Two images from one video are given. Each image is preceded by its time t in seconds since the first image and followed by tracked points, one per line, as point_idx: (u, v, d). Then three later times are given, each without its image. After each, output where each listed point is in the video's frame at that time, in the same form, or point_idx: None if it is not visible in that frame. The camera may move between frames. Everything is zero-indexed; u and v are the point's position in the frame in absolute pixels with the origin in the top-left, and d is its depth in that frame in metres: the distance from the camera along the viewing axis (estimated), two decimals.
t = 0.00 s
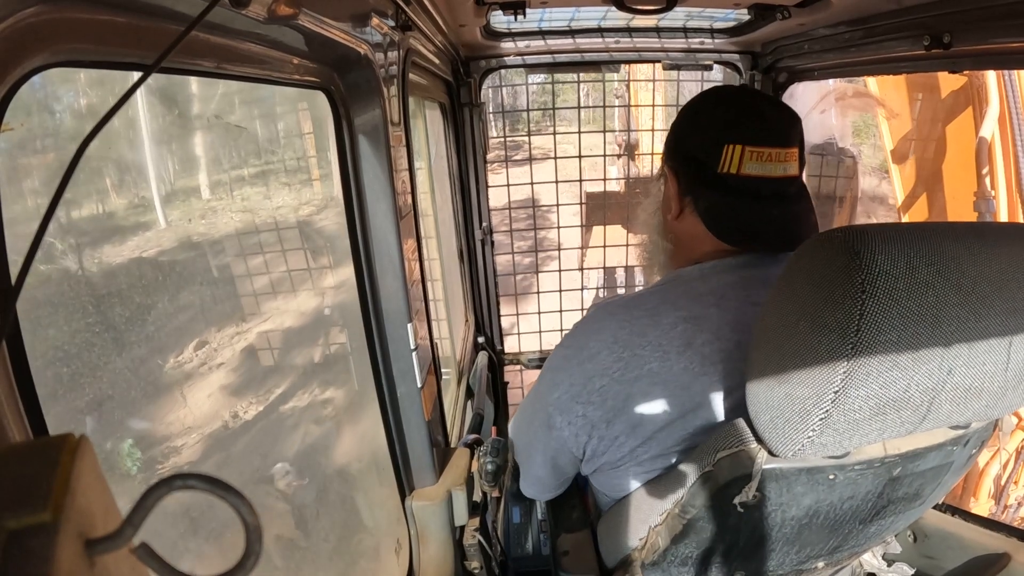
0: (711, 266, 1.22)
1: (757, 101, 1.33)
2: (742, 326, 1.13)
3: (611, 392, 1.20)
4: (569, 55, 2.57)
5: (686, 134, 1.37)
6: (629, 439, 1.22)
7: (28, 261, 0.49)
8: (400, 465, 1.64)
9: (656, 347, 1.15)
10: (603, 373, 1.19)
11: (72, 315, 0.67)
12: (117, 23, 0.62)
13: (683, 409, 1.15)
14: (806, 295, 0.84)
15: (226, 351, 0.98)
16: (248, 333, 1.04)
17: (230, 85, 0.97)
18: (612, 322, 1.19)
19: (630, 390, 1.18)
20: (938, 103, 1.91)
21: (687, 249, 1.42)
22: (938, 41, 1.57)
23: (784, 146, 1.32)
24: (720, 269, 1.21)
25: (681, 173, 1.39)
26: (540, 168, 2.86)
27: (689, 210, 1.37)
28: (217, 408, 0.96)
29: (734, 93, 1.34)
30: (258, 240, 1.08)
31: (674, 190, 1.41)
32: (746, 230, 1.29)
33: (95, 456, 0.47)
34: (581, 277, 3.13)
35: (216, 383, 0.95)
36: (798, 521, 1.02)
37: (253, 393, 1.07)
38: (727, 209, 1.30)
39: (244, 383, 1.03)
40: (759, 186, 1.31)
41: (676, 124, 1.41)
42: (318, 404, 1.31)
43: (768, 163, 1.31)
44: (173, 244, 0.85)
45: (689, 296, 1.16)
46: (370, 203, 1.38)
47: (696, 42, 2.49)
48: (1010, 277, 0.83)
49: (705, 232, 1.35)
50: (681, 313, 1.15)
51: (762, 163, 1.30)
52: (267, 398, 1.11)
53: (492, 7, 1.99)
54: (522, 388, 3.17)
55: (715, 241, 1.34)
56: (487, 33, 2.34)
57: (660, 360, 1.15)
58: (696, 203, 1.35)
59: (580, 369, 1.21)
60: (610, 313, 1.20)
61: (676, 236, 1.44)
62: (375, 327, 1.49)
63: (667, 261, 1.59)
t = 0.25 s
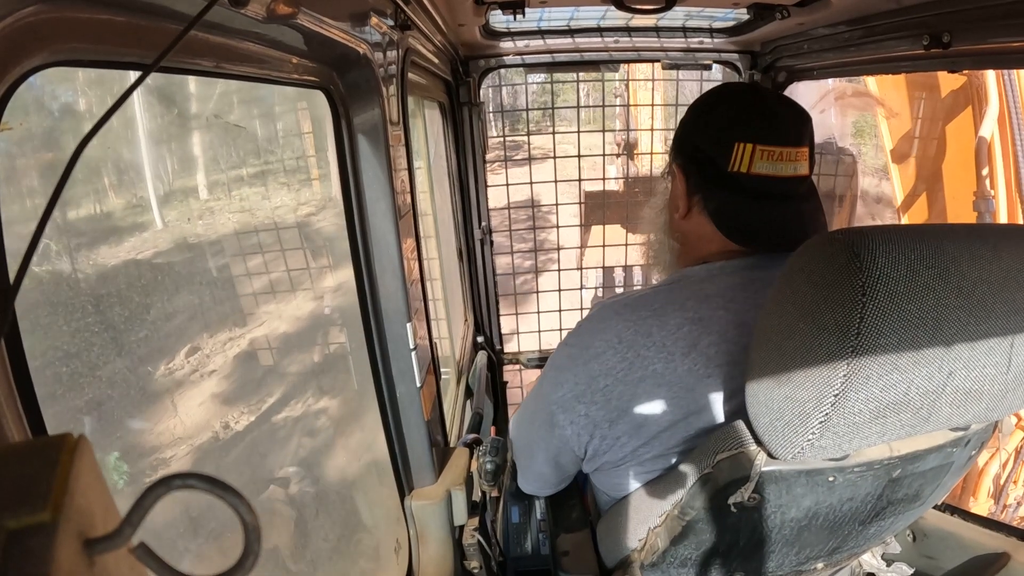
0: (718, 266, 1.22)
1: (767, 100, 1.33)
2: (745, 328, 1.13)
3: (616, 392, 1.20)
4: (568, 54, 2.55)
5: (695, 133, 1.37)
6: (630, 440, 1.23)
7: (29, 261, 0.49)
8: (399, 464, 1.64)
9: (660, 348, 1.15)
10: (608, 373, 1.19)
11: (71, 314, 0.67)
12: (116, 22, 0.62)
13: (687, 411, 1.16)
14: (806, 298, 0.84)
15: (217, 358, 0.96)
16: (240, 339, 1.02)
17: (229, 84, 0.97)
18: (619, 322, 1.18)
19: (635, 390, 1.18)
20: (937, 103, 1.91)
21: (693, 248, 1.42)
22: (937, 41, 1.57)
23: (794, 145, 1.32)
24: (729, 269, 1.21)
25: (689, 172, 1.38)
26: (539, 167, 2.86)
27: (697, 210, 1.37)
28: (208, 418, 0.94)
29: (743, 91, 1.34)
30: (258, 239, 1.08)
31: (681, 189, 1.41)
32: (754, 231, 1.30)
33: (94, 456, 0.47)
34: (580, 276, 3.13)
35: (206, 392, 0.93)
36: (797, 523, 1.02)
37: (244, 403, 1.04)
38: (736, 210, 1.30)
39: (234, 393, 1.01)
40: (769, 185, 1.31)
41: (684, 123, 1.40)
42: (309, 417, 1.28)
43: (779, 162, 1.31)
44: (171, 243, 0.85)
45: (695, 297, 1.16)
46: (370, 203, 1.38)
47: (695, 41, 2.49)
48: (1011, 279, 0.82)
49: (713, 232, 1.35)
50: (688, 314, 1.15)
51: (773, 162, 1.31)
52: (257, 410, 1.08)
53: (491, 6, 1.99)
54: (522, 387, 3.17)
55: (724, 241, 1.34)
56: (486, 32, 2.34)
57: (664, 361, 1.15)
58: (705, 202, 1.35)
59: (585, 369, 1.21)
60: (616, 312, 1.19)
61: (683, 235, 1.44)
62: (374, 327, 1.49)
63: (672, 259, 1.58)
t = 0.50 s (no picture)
0: (717, 263, 1.22)
1: (763, 96, 1.33)
2: (745, 326, 1.13)
3: (615, 390, 1.20)
4: (567, 53, 2.54)
5: (691, 130, 1.37)
6: (630, 438, 1.23)
7: (27, 262, 0.49)
8: (398, 463, 1.64)
9: (660, 347, 1.15)
10: (608, 372, 1.19)
11: (71, 314, 0.67)
12: (115, 22, 0.61)
13: (685, 410, 1.16)
14: (808, 295, 0.84)
15: (208, 366, 0.93)
16: (232, 345, 1.00)
17: (228, 83, 0.96)
18: (618, 320, 1.18)
19: (634, 389, 1.18)
20: (937, 102, 1.91)
21: (690, 245, 1.42)
22: (936, 40, 1.57)
23: (789, 140, 1.32)
24: (729, 267, 1.21)
25: (686, 169, 1.38)
26: (539, 165, 2.87)
27: (695, 207, 1.37)
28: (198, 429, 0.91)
29: (739, 86, 1.34)
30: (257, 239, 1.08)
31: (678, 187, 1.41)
32: (753, 226, 1.29)
33: (93, 455, 0.47)
34: (579, 275, 3.14)
35: (197, 402, 0.90)
36: (799, 519, 1.02)
37: (236, 414, 1.01)
38: (734, 207, 1.30)
39: (226, 403, 0.98)
40: (766, 181, 1.31)
41: (679, 120, 1.41)
42: (302, 428, 1.25)
43: (775, 157, 1.31)
44: (169, 242, 0.85)
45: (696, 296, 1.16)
46: (369, 203, 1.38)
47: (694, 40, 2.48)
48: (1013, 276, 0.83)
49: (711, 229, 1.35)
50: (689, 313, 1.15)
51: (769, 157, 1.31)
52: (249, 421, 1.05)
53: (490, 5, 1.99)
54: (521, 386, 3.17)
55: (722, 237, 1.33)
56: (486, 31, 2.34)
57: (664, 358, 1.15)
58: (703, 199, 1.35)
59: (585, 368, 1.21)
60: (615, 312, 1.19)
61: (681, 232, 1.44)
62: (374, 326, 1.49)
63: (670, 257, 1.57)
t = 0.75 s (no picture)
0: (717, 266, 1.22)
1: (766, 98, 1.33)
2: (745, 328, 1.13)
3: (615, 396, 1.20)
4: (567, 51, 2.53)
5: (693, 129, 1.37)
6: (629, 444, 1.23)
7: (26, 261, 0.50)
8: (398, 462, 1.64)
9: (660, 351, 1.15)
10: (607, 377, 1.19)
11: (70, 314, 0.67)
12: (115, 21, 0.62)
13: (686, 415, 1.15)
14: (806, 300, 0.83)
15: (202, 372, 0.92)
16: (225, 353, 0.98)
17: (227, 82, 0.97)
18: (618, 322, 1.18)
19: (633, 392, 1.18)
20: (937, 102, 1.91)
21: (689, 246, 1.42)
22: (936, 39, 1.56)
23: (791, 143, 1.32)
24: (728, 269, 1.21)
25: (686, 169, 1.38)
26: (539, 164, 2.87)
27: (695, 206, 1.37)
28: (188, 440, 0.88)
29: (741, 88, 1.34)
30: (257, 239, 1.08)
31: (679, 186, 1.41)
32: (752, 227, 1.29)
33: (93, 454, 0.47)
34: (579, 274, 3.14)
35: (188, 410, 0.88)
36: (797, 523, 1.02)
37: (226, 424, 0.99)
38: (734, 206, 1.30)
39: (216, 413, 0.95)
40: (766, 182, 1.31)
41: (682, 120, 1.41)
42: (295, 441, 1.22)
43: (777, 160, 1.31)
44: (168, 241, 0.85)
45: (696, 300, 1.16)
46: (369, 202, 1.38)
47: (694, 39, 2.48)
48: (1012, 281, 0.82)
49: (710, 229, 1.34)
50: (687, 316, 1.15)
51: (770, 159, 1.31)
52: (241, 430, 1.03)
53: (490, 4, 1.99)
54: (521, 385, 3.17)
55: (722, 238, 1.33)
56: (486, 30, 2.33)
57: (663, 363, 1.15)
58: (703, 198, 1.34)
59: (585, 371, 1.21)
60: (616, 313, 1.19)
61: (680, 232, 1.44)
62: (374, 325, 1.49)
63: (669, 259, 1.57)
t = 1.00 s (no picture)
0: (711, 267, 1.22)
1: (760, 99, 1.33)
2: (740, 329, 1.13)
3: (610, 396, 1.20)
4: (567, 51, 2.54)
5: (689, 129, 1.36)
6: (624, 444, 1.23)
7: (26, 262, 0.50)
8: (398, 461, 1.64)
9: (654, 352, 1.15)
10: (602, 377, 1.19)
11: (70, 313, 0.67)
12: (115, 20, 0.61)
13: (682, 415, 1.16)
14: (804, 298, 0.84)
15: (192, 382, 0.89)
16: (217, 359, 0.96)
17: (227, 81, 0.97)
18: (613, 323, 1.18)
19: (629, 394, 1.18)
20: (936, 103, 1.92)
21: (683, 246, 1.42)
22: (936, 39, 1.57)
23: (786, 144, 1.32)
24: (722, 270, 1.21)
25: (680, 171, 1.38)
26: (539, 163, 2.87)
27: (689, 208, 1.36)
28: (177, 452, 0.86)
29: (736, 90, 1.34)
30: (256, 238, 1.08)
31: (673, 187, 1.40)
32: (746, 231, 1.29)
33: (93, 454, 0.47)
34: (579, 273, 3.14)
35: (178, 420, 0.86)
36: (795, 522, 1.03)
37: (217, 437, 0.96)
38: (730, 210, 1.30)
39: (208, 424, 0.93)
40: (761, 185, 1.31)
41: (676, 120, 1.40)
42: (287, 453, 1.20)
43: (771, 161, 1.31)
44: (166, 241, 0.85)
45: (692, 300, 1.16)
46: (368, 202, 1.38)
47: (694, 39, 2.48)
48: (1009, 279, 0.82)
49: (705, 231, 1.34)
50: (684, 316, 1.15)
51: (765, 161, 1.31)
52: (232, 443, 1.00)
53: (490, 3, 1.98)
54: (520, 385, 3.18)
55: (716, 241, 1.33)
56: (486, 29, 2.33)
57: (658, 365, 1.15)
58: (698, 200, 1.34)
59: (579, 371, 1.21)
60: (611, 314, 1.19)
61: (674, 233, 1.43)
62: (373, 324, 1.49)
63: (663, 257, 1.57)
